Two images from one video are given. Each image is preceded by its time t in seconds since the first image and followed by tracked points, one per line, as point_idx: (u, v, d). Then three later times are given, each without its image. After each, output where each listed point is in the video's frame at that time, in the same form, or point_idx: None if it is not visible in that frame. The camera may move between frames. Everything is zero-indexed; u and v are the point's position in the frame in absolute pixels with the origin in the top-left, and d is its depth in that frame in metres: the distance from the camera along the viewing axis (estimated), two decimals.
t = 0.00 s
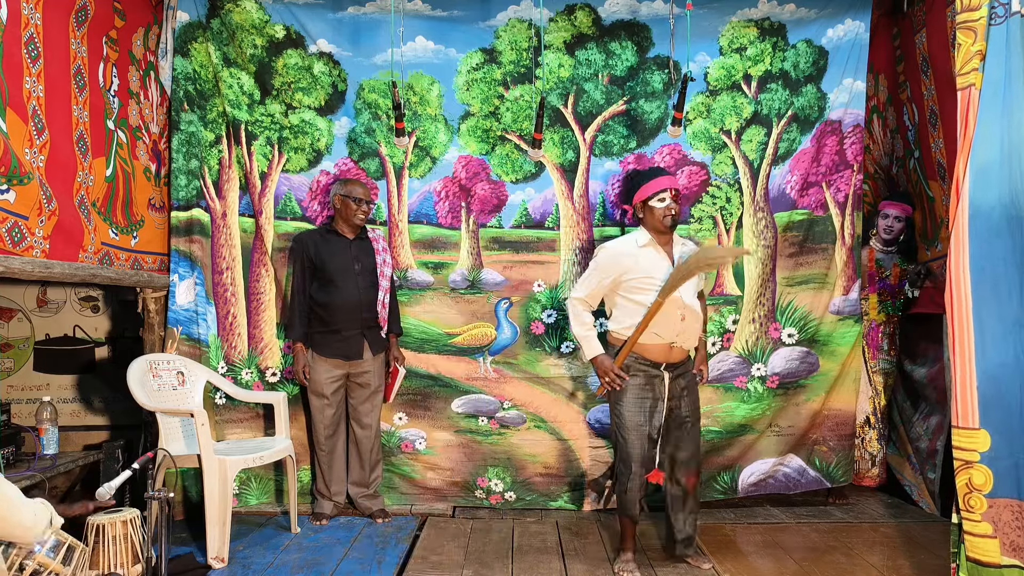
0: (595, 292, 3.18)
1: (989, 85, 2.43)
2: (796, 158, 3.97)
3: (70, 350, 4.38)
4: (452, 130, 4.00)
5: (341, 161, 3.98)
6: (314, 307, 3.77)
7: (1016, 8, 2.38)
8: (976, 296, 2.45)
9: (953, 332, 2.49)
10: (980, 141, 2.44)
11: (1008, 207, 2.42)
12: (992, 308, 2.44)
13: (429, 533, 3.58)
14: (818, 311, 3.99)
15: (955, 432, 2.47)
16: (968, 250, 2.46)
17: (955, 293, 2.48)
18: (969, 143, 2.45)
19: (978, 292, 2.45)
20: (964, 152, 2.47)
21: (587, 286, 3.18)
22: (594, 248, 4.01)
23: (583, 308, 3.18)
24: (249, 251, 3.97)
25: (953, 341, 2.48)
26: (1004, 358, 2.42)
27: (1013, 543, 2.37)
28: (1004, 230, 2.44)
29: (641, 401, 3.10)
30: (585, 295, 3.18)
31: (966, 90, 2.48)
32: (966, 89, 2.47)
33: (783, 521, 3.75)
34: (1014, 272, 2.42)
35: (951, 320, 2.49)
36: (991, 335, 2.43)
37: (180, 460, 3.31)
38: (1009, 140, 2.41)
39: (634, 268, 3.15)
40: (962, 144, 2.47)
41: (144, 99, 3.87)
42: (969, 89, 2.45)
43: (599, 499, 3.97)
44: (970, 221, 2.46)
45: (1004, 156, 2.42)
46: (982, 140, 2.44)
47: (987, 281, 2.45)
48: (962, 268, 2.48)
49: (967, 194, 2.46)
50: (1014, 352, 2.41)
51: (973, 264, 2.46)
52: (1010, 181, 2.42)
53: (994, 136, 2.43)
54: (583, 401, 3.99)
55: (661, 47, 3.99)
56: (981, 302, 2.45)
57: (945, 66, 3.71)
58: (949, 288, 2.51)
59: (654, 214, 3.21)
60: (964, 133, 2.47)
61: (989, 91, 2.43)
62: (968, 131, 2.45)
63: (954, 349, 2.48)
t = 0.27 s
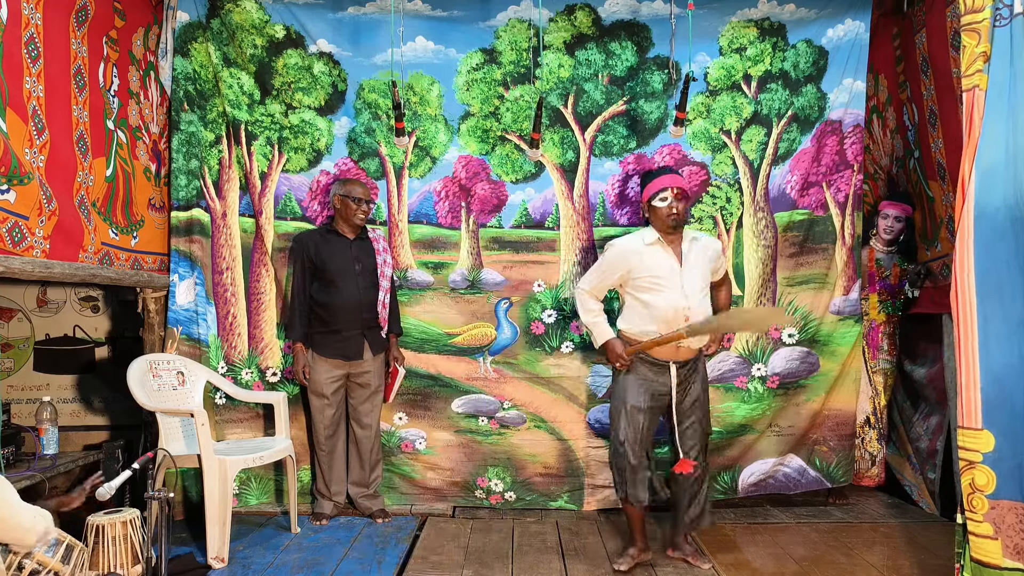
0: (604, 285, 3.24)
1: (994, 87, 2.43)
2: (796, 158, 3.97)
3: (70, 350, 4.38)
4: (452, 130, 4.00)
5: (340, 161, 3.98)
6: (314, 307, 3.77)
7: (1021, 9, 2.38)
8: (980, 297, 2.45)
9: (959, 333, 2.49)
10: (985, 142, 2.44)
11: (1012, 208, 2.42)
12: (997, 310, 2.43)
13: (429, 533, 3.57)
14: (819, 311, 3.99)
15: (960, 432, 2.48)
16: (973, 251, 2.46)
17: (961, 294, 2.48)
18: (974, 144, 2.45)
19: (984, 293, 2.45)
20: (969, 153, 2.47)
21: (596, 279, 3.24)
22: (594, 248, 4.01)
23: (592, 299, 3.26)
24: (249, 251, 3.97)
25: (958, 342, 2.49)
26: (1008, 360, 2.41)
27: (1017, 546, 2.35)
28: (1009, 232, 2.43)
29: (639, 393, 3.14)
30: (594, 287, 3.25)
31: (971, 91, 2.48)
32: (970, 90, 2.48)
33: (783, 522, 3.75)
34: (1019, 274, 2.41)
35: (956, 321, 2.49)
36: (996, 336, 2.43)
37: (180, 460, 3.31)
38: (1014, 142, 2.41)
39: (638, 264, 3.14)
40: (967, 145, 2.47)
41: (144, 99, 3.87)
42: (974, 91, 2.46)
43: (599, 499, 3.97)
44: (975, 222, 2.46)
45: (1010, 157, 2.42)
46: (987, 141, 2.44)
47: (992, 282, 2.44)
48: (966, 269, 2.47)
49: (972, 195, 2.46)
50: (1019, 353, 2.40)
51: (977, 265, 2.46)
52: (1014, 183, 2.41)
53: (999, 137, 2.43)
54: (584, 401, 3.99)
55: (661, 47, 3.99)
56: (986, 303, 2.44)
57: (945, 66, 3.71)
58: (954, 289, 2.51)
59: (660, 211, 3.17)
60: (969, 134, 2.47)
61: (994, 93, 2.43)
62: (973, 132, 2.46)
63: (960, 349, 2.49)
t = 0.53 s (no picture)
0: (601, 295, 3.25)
1: (989, 86, 2.42)
2: (796, 158, 3.96)
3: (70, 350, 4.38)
4: (452, 130, 4.00)
5: (341, 161, 3.98)
6: (314, 307, 3.77)
7: (1015, 9, 2.41)
8: (975, 296, 2.44)
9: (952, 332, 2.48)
10: (980, 141, 2.43)
11: (1006, 207, 2.43)
12: (991, 309, 2.43)
13: (429, 533, 3.57)
14: (819, 311, 3.99)
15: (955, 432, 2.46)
16: (967, 251, 2.45)
17: (955, 294, 2.47)
18: (970, 143, 2.44)
19: (978, 293, 2.44)
20: (964, 151, 2.46)
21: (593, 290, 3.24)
22: (594, 248, 4.01)
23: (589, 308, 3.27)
24: (249, 251, 3.97)
25: (953, 342, 2.47)
26: (1002, 358, 2.42)
27: (1015, 541, 2.37)
28: (1002, 231, 2.44)
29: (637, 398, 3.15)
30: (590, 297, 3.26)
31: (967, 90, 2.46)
32: (967, 90, 2.45)
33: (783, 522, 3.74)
34: (1013, 272, 2.43)
35: (950, 321, 2.48)
36: (990, 336, 2.43)
37: (180, 460, 3.31)
38: (1008, 141, 2.42)
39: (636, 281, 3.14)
40: (962, 144, 2.46)
41: (144, 99, 3.87)
42: (970, 89, 2.44)
43: (599, 499, 3.97)
44: (969, 222, 2.45)
45: (1004, 156, 2.43)
46: (982, 140, 2.43)
47: (985, 281, 2.44)
48: (961, 269, 2.46)
49: (967, 195, 2.45)
50: (1012, 352, 2.41)
51: (971, 265, 2.45)
52: (1007, 182, 2.43)
53: (994, 136, 2.42)
54: (584, 401, 3.98)
55: (661, 47, 3.98)
56: (980, 302, 2.44)
57: (945, 66, 3.70)
58: (947, 289, 2.49)
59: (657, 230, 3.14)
60: (965, 133, 2.46)
61: (990, 92, 2.42)
62: (969, 130, 2.44)
63: (954, 350, 2.47)
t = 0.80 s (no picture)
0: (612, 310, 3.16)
1: (990, 85, 2.42)
2: (796, 158, 3.96)
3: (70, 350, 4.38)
4: (452, 130, 4.00)
5: (340, 161, 3.98)
6: (313, 307, 3.77)
7: (1016, 8, 2.39)
8: (974, 296, 2.45)
9: (952, 332, 2.48)
10: (980, 141, 2.43)
11: (1006, 207, 2.42)
12: (991, 309, 2.43)
13: (429, 533, 3.57)
14: (819, 311, 3.98)
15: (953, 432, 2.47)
16: (967, 250, 2.45)
17: (954, 294, 2.48)
18: (970, 143, 2.44)
19: (978, 293, 2.44)
20: (965, 151, 2.46)
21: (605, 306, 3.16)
22: (594, 248, 4.00)
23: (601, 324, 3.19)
24: (249, 251, 3.96)
25: (952, 342, 2.48)
26: (1001, 358, 2.41)
27: (1013, 543, 2.37)
28: (1002, 231, 2.43)
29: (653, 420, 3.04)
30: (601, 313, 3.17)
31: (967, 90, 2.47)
32: (968, 89, 2.46)
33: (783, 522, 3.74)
34: (1012, 272, 2.42)
35: (950, 320, 2.48)
36: (990, 336, 2.43)
37: (180, 461, 3.31)
38: (1009, 140, 2.41)
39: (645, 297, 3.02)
40: (963, 143, 2.46)
41: (144, 99, 3.87)
42: (970, 89, 2.44)
43: (599, 499, 3.97)
44: (969, 221, 2.45)
45: (1004, 156, 2.42)
46: (982, 139, 2.43)
47: (985, 281, 2.44)
48: (960, 268, 2.47)
49: (967, 194, 2.45)
50: (1012, 352, 2.41)
51: (971, 264, 2.45)
52: (1007, 182, 2.42)
53: (994, 135, 2.42)
54: (584, 401, 3.98)
55: (661, 47, 3.98)
56: (980, 302, 2.44)
57: (944, 65, 3.70)
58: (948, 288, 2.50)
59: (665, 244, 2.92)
60: (965, 132, 2.46)
61: (989, 91, 2.42)
62: (969, 130, 2.44)
63: (953, 349, 2.47)
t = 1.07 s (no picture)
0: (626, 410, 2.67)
1: (994, 85, 2.42)
2: (796, 158, 3.96)
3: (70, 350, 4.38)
4: (452, 130, 4.00)
5: (340, 160, 3.98)
6: (313, 307, 3.76)
7: (1020, 7, 2.38)
8: (980, 296, 2.45)
9: (958, 332, 2.49)
10: (985, 141, 2.43)
11: (1011, 207, 2.43)
12: (997, 309, 2.43)
13: (429, 533, 3.57)
14: (819, 311, 3.99)
15: (959, 432, 2.47)
16: (972, 251, 2.46)
17: (960, 294, 2.48)
18: (974, 143, 2.45)
19: (983, 293, 2.44)
20: (969, 150, 2.46)
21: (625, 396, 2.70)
22: (594, 248, 4.01)
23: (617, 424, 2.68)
24: (249, 251, 3.96)
25: (957, 342, 2.48)
26: (1007, 359, 2.41)
27: (1018, 546, 2.36)
28: (1008, 230, 2.44)
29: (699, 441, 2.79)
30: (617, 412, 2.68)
31: (970, 89, 2.48)
32: (969, 88, 2.47)
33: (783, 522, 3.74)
34: (1018, 273, 2.42)
35: (955, 320, 2.49)
36: (996, 336, 2.43)
37: (180, 460, 3.31)
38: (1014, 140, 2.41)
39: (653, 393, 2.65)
40: (967, 143, 2.47)
41: (144, 99, 3.87)
42: (973, 88, 2.45)
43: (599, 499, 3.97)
44: (974, 221, 2.45)
45: (1009, 156, 2.42)
46: (986, 139, 2.43)
47: (991, 281, 2.44)
48: (966, 268, 2.47)
49: (972, 194, 2.46)
50: (1018, 353, 2.41)
51: (977, 264, 2.45)
52: (1012, 182, 2.42)
53: (999, 135, 2.42)
54: (584, 401, 3.98)
55: (661, 47, 3.98)
56: (986, 303, 2.44)
57: (945, 65, 3.70)
58: (953, 288, 2.50)
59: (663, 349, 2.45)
60: (970, 132, 2.46)
61: (994, 91, 2.42)
62: (974, 130, 2.45)
63: (959, 349, 2.48)
